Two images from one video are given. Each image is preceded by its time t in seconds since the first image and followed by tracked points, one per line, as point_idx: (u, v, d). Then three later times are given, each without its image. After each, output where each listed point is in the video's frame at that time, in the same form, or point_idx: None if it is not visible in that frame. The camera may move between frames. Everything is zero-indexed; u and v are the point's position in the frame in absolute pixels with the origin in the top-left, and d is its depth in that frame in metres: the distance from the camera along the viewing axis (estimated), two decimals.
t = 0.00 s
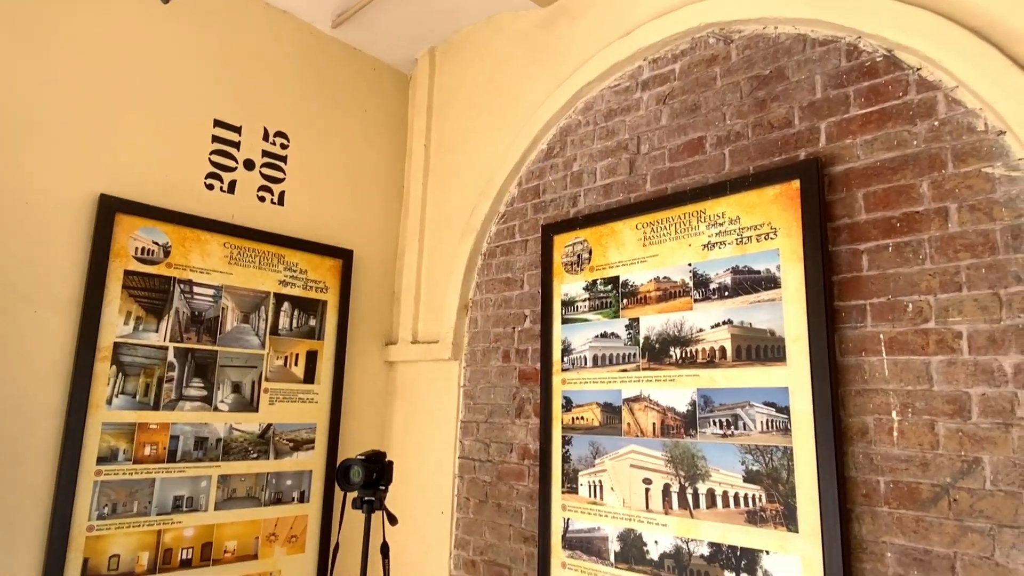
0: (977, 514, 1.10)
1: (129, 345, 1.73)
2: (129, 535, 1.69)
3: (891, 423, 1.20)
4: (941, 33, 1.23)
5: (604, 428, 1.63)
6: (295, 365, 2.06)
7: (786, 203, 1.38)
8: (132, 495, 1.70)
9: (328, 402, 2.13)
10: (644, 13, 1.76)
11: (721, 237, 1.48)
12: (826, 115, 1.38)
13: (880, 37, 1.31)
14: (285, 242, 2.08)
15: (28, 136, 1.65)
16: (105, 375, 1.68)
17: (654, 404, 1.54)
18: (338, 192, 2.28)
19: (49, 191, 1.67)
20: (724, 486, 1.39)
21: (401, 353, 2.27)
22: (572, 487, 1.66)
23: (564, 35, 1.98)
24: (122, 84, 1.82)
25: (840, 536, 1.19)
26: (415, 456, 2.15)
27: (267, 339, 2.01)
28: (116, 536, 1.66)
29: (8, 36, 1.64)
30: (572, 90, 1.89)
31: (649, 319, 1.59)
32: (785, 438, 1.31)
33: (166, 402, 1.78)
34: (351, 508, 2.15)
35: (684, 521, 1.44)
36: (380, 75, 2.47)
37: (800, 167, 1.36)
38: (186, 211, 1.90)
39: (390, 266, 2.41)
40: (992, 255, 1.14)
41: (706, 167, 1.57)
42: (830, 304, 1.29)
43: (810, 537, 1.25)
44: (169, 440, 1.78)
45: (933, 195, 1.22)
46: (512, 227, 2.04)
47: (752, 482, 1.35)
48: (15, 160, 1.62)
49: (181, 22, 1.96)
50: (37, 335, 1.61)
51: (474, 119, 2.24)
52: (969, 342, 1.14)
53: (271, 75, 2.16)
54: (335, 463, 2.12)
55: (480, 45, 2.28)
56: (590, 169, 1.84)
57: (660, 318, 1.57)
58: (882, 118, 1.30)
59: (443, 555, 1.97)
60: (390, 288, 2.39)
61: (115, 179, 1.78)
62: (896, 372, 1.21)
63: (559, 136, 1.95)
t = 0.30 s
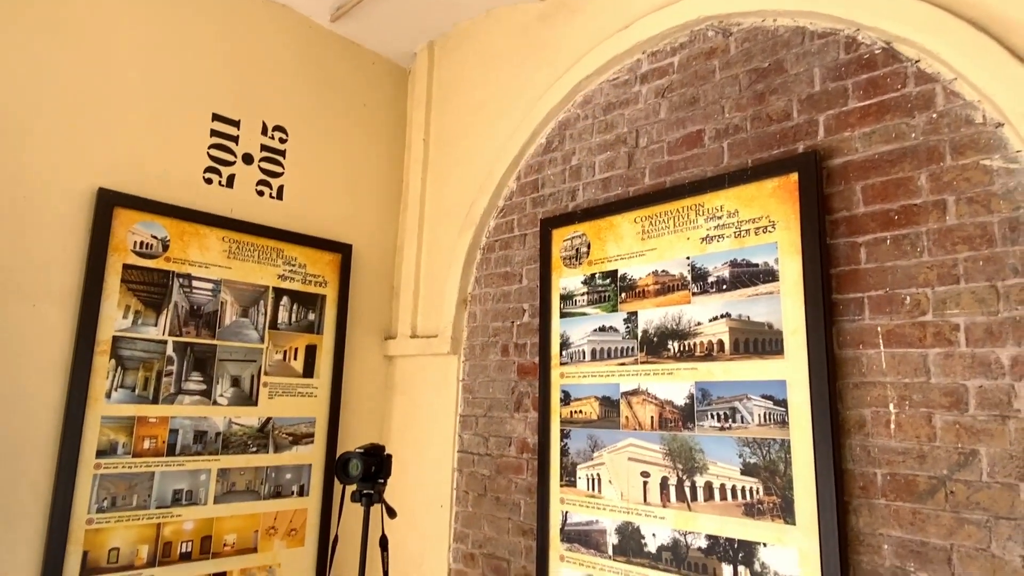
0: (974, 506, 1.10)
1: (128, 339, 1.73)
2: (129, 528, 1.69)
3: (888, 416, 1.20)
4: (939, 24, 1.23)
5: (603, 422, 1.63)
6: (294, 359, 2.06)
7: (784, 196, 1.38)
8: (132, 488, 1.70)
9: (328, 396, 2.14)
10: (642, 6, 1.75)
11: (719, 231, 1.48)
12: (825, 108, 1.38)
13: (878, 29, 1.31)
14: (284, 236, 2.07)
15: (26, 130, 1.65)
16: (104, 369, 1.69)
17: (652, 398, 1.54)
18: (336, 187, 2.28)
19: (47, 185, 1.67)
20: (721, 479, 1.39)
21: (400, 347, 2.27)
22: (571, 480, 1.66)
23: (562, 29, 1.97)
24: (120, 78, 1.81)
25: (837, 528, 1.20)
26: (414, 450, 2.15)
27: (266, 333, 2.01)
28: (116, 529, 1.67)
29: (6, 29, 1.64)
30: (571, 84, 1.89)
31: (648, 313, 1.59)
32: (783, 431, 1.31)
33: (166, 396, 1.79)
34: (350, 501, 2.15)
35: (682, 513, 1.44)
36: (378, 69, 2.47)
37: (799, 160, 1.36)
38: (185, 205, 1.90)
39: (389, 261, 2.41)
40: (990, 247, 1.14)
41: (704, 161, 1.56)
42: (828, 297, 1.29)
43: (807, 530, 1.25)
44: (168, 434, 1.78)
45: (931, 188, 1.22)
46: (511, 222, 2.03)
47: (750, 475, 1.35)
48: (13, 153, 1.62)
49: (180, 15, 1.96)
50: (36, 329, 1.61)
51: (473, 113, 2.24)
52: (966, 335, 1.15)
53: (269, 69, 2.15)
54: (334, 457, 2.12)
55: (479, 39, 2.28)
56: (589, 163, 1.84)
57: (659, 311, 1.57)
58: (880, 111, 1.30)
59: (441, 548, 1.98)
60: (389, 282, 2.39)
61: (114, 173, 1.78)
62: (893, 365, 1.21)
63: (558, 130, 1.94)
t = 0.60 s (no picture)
0: (969, 497, 1.10)
1: (129, 332, 1.74)
2: (130, 520, 1.70)
3: (885, 408, 1.21)
4: (937, 16, 1.23)
5: (601, 414, 1.64)
6: (294, 352, 2.07)
7: (782, 188, 1.38)
8: (132, 480, 1.71)
9: (328, 389, 2.14)
10: None
11: (717, 224, 1.48)
12: (823, 100, 1.38)
13: (877, 21, 1.31)
14: (284, 229, 2.08)
15: (25, 123, 1.65)
16: (105, 362, 1.69)
17: (650, 390, 1.55)
18: (336, 180, 2.28)
19: (46, 178, 1.67)
20: (719, 471, 1.40)
21: (400, 340, 2.27)
22: (570, 472, 1.67)
23: (561, 21, 1.97)
24: (118, 71, 1.81)
25: (834, 519, 1.20)
26: (414, 443, 2.16)
27: (266, 327, 2.01)
28: (117, 520, 1.68)
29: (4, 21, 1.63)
30: (570, 77, 1.89)
31: (646, 306, 1.60)
32: (780, 423, 1.32)
33: (166, 389, 1.79)
34: (351, 494, 2.16)
35: (680, 505, 1.45)
36: (378, 62, 2.46)
37: (797, 152, 1.36)
38: (184, 199, 1.90)
39: (389, 255, 2.41)
40: (988, 239, 1.14)
41: (703, 153, 1.56)
42: (826, 289, 1.30)
43: (804, 521, 1.26)
44: (169, 426, 1.79)
45: (929, 180, 1.22)
46: (510, 215, 2.04)
47: (747, 467, 1.36)
48: (12, 147, 1.62)
49: (178, 8, 1.95)
50: (36, 322, 1.62)
51: (473, 106, 2.24)
52: (963, 327, 1.15)
53: (268, 62, 2.15)
54: (335, 450, 2.13)
55: (478, 32, 2.28)
56: (588, 156, 1.84)
57: (657, 304, 1.57)
58: (879, 103, 1.29)
59: (441, 540, 1.99)
60: (389, 276, 2.40)
61: (112, 166, 1.78)
62: (890, 357, 1.22)
63: (557, 122, 1.94)
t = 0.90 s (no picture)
0: (967, 489, 1.11)
1: (130, 326, 1.74)
2: (132, 513, 1.71)
3: (884, 401, 1.21)
4: (937, 10, 1.22)
5: (601, 408, 1.65)
6: (295, 347, 2.08)
7: (782, 182, 1.38)
8: (134, 474, 1.72)
9: (329, 384, 2.15)
10: None
11: (717, 218, 1.48)
12: (823, 94, 1.38)
13: (877, 15, 1.30)
14: (284, 224, 2.08)
15: (25, 118, 1.65)
16: (107, 356, 1.70)
17: (650, 384, 1.55)
18: (336, 175, 2.28)
19: (47, 172, 1.67)
20: (718, 464, 1.40)
21: (400, 335, 2.28)
22: (570, 466, 1.68)
23: (562, 15, 1.96)
24: (119, 65, 1.81)
25: (832, 511, 1.21)
26: (414, 437, 2.17)
27: (267, 321, 2.02)
28: (119, 514, 1.69)
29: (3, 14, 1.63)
30: (570, 71, 1.89)
31: (646, 300, 1.60)
32: (779, 416, 1.32)
33: (167, 382, 1.80)
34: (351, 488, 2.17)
35: (679, 498, 1.45)
36: (378, 57, 2.46)
37: (798, 146, 1.36)
38: (184, 193, 1.90)
39: (389, 249, 2.41)
40: (986, 233, 1.14)
41: (703, 148, 1.56)
42: (826, 282, 1.30)
43: (803, 514, 1.26)
44: (171, 420, 1.80)
45: (928, 174, 1.22)
46: (510, 210, 2.04)
47: (746, 460, 1.36)
48: (12, 141, 1.62)
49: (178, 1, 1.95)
50: (38, 316, 1.62)
51: (473, 101, 2.24)
52: (962, 320, 1.15)
53: (268, 57, 2.15)
54: (336, 444, 2.14)
55: (478, 26, 2.27)
56: (588, 151, 1.84)
57: (657, 298, 1.58)
58: (879, 97, 1.29)
59: (441, 533, 2.00)
60: (389, 270, 2.40)
61: (113, 160, 1.78)
62: (889, 351, 1.22)
63: (557, 117, 1.94)
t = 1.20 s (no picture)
0: (965, 480, 1.12)
1: (132, 318, 1.75)
2: (136, 504, 1.72)
3: (882, 392, 1.22)
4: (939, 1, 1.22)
5: (601, 400, 1.65)
6: (297, 339, 2.08)
7: (783, 174, 1.39)
8: (138, 465, 1.73)
9: (330, 376, 2.16)
10: None
11: (718, 210, 1.49)
12: (824, 86, 1.38)
13: (879, 7, 1.30)
14: (286, 217, 2.08)
15: (26, 110, 1.65)
16: (110, 348, 1.71)
17: (650, 375, 1.56)
18: (337, 167, 2.28)
19: (49, 165, 1.67)
20: (718, 455, 1.41)
21: (402, 328, 2.29)
22: (570, 457, 1.69)
23: (563, 7, 1.96)
24: (119, 58, 1.81)
25: (831, 502, 1.22)
26: (416, 429, 2.18)
27: (269, 314, 2.03)
28: (123, 505, 1.70)
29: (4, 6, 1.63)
30: (571, 63, 1.88)
31: (647, 293, 1.61)
32: (779, 408, 1.33)
33: (170, 374, 1.81)
34: (353, 479, 2.18)
35: (679, 489, 1.46)
36: (378, 49, 2.45)
37: (798, 138, 1.36)
38: (186, 186, 1.91)
39: (390, 242, 2.42)
40: (986, 225, 1.15)
41: (705, 140, 1.57)
42: (826, 274, 1.30)
43: (802, 504, 1.27)
44: (174, 412, 1.81)
45: (929, 166, 1.22)
46: (511, 202, 2.04)
47: (746, 451, 1.37)
48: (14, 134, 1.62)
49: None
50: (41, 308, 1.63)
51: (474, 94, 2.24)
52: (960, 312, 1.16)
53: (269, 49, 2.14)
54: (338, 435, 2.15)
55: (479, 18, 2.27)
56: (589, 143, 1.84)
57: (658, 290, 1.58)
58: (879, 89, 1.30)
59: (443, 524, 2.01)
60: (390, 263, 2.41)
61: (114, 153, 1.79)
62: (889, 342, 1.23)
63: (558, 109, 1.94)
